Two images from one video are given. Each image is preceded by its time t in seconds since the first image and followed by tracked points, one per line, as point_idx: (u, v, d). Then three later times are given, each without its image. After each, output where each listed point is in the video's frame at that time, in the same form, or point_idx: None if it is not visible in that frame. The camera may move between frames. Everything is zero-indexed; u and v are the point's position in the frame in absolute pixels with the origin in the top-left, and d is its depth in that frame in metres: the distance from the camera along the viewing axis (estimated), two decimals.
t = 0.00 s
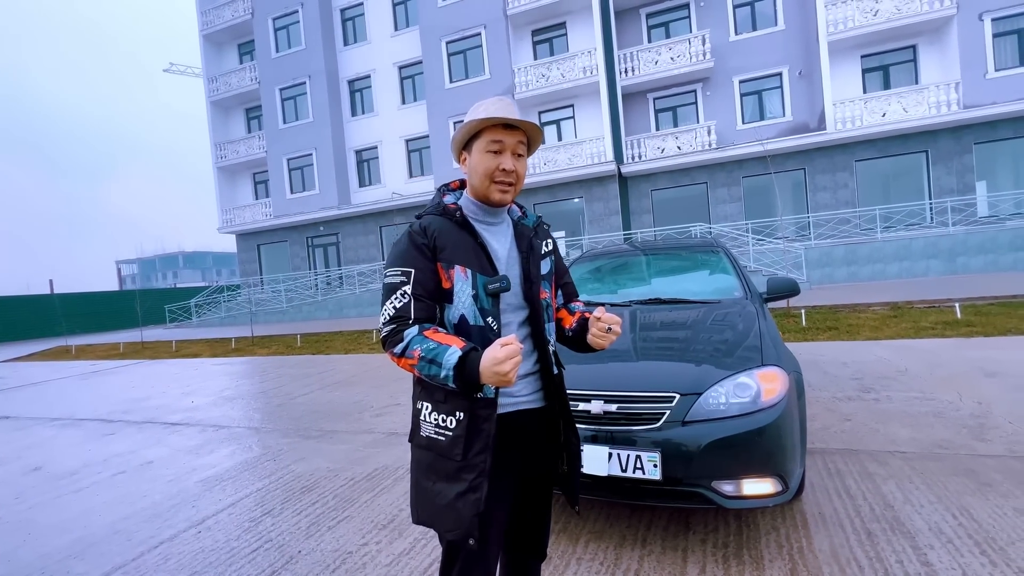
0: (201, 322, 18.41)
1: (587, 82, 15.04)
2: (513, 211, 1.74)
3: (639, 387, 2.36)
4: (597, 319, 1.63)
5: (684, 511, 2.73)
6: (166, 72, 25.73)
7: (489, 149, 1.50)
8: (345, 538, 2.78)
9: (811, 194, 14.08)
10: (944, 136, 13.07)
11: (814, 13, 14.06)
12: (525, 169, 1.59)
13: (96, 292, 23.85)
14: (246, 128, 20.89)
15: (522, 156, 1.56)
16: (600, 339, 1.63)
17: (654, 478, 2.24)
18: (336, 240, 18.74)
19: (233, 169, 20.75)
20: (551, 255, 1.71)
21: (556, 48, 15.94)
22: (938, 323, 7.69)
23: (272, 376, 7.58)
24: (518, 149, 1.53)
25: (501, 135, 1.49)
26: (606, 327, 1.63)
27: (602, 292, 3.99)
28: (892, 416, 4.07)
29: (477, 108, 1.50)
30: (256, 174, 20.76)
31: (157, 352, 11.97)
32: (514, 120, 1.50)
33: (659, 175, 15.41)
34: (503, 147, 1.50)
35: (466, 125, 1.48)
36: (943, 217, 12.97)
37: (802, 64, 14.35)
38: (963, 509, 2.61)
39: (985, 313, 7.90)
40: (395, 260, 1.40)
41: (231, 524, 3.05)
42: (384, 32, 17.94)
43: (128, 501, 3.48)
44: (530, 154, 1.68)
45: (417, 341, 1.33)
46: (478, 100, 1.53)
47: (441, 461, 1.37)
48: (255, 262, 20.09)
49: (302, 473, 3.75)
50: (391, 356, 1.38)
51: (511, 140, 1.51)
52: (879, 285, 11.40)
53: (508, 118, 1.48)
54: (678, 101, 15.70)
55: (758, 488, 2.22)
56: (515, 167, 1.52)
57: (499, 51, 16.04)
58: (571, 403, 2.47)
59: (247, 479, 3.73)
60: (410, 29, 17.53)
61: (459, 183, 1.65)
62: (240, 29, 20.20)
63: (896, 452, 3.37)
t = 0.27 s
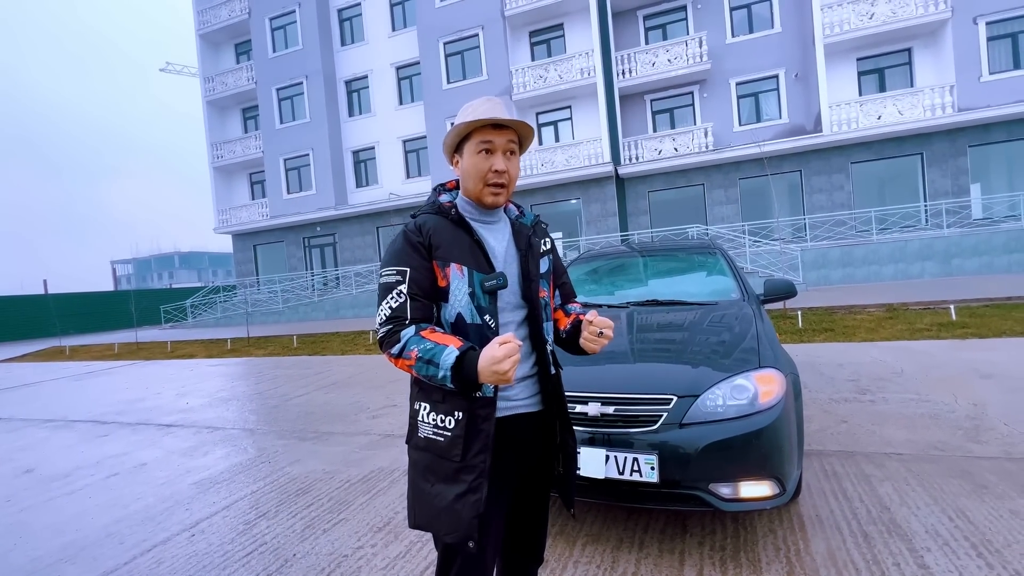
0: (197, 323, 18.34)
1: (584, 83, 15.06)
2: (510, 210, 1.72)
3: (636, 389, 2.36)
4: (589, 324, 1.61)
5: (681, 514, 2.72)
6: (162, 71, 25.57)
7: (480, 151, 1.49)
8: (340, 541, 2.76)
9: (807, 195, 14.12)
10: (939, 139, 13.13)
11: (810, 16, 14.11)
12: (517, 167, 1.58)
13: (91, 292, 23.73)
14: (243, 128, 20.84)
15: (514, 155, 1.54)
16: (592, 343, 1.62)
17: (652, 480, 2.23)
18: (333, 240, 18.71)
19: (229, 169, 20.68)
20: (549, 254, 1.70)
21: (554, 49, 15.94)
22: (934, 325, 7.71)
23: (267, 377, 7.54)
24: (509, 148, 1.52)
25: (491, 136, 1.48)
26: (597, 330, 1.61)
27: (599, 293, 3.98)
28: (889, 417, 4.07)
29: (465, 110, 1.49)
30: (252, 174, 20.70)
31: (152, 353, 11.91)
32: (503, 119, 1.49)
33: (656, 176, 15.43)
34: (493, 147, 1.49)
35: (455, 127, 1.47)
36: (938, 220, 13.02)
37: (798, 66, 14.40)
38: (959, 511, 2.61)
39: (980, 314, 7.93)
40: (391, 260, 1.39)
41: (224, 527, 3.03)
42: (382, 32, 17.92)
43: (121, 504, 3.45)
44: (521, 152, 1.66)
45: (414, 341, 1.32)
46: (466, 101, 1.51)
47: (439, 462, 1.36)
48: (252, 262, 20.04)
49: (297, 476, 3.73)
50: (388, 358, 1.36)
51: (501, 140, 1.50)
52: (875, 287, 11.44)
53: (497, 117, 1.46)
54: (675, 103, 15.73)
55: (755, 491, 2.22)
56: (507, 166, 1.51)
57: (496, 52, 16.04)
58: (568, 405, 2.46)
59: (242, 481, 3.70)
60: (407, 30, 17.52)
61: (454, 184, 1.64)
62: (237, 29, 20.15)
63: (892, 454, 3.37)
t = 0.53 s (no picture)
0: (195, 324, 18.31)
1: (583, 86, 15.06)
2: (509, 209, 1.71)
3: (635, 392, 2.33)
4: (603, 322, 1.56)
5: (680, 518, 2.70)
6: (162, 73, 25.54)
7: (472, 149, 1.48)
8: (336, 546, 2.73)
9: (806, 198, 14.12)
10: (937, 142, 13.14)
11: (809, 19, 14.12)
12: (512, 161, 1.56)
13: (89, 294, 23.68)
14: (242, 129, 20.83)
15: (507, 148, 1.53)
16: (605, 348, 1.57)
17: (651, 485, 2.20)
18: (332, 242, 18.69)
19: (228, 170, 20.66)
20: (550, 254, 1.67)
21: (553, 52, 15.95)
22: (933, 328, 7.70)
23: (265, 379, 7.50)
24: (501, 142, 1.50)
25: (481, 132, 1.47)
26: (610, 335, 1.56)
27: (598, 296, 3.96)
28: (889, 421, 4.05)
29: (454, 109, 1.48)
30: (251, 176, 20.68)
31: (150, 355, 11.88)
32: (492, 115, 1.47)
33: (655, 178, 15.43)
34: (485, 144, 1.48)
35: (445, 128, 1.47)
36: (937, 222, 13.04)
37: (797, 69, 14.41)
38: (961, 516, 2.59)
39: (979, 317, 7.92)
40: (390, 261, 1.37)
41: (219, 532, 3.00)
42: (381, 34, 17.94)
43: (115, 507, 3.42)
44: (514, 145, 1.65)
45: (415, 346, 1.29)
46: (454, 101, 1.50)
47: (441, 470, 1.34)
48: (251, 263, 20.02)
49: (293, 479, 3.71)
50: (387, 361, 1.34)
51: (492, 136, 1.48)
52: (874, 289, 11.44)
53: (485, 113, 1.45)
54: (674, 106, 15.73)
55: (756, 495, 2.20)
56: (501, 161, 1.49)
57: (496, 54, 16.05)
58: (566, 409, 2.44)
59: (238, 485, 3.68)
60: (407, 32, 17.54)
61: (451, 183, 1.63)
62: (236, 31, 20.16)
63: (893, 458, 3.35)
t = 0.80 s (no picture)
0: (196, 328, 18.30)
1: (585, 89, 15.07)
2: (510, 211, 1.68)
3: (636, 398, 2.31)
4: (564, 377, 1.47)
5: (682, 526, 2.67)
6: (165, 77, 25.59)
7: (467, 148, 1.47)
8: (335, 552, 2.70)
9: (808, 202, 14.09)
10: (939, 145, 13.11)
11: (810, 22, 14.13)
12: (508, 160, 1.55)
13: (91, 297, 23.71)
14: (245, 133, 20.89)
15: (501, 147, 1.52)
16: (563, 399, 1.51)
17: (653, 491, 2.18)
18: (334, 245, 18.70)
19: (231, 174, 20.70)
20: (551, 259, 1.65)
21: (555, 55, 15.97)
22: (936, 332, 7.65)
23: (266, 383, 7.49)
24: (496, 141, 1.49)
25: (475, 130, 1.46)
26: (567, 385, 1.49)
27: (600, 300, 3.93)
28: (893, 426, 4.02)
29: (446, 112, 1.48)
30: (254, 179, 20.72)
31: (151, 358, 11.86)
32: (484, 112, 1.47)
33: (657, 182, 15.42)
34: (480, 143, 1.47)
35: (438, 131, 1.47)
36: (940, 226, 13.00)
37: (799, 72, 14.41)
38: (967, 524, 2.55)
39: (983, 321, 7.87)
40: (386, 263, 1.35)
41: (217, 537, 2.98)
42: (383, 39, 18.00)
43: (114, 512, 3.40)
44: (510, 143, 1.63)
45: (405, 360, 1.27)
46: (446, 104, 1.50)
47: (440, 477, 1.32)
48: (252, 267, 20.03)
49: (293, 484, 3.68)
50: (377, 365, 1.32)
51: (486, 134, 1.47)
52: (876, 292, 11.39)
53: (477, 111, 1.44)
54: (676, 109, 15.73)
55: (759, 502, 2.17)
56: (496, 159, 1.48)
57: (497, 58, 16.08)
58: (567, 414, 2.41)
59: (237, 489, 3.65)
60: (408, 36, 17.58)
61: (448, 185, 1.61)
62: (239, 35, 20.24)
63: (898, 464, 3.32)
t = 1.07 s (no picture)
0: (196, 328, 18.29)
1: (585, 90, 15.06)
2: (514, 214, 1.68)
3: (637, 399, 2.30)
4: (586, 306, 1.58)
5: (683, 527, 2.66)
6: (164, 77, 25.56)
7: (476, 151, 1.45)
8: (334, 554, 2.69)
9: (808, 202, 14.08)
10: (940, 146, 13.10)
11: (811, 23, 14.11)
12: (517, 169, 1.52)
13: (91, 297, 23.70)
14: (245, 134, 20.89)
15: (513, 154, 1.49)
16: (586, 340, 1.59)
17: (654, 493, 2.17)
18: (334, 246, 18.71)
19: (230, 174, 20.69)
20: (553, 262, 1.64)
21: (555, 56, 15.96)
22: (937, 332, 7.64)
23: (266, 383, 7.48)
24: (507, 147, 1.47)
25: (487, 134, 1.44)
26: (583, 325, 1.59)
27: (600, 300, 3.92)
28: (895, 427, 4.01)
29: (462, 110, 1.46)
30: (254, 180, 20.72)
31: (151, 359, 11.85)
32: (499, 117, 1.44)
33: (657, 182, 15.41)
34: (491, 148, 1.45)
35: (451, 127, 1.45)
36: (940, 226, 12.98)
37: (799, 73, 14.40)
38: (970, 525, 2.54)
39: (984, 321, 7.86)
40: (384, 261, 1.34)
41: (217, 538, 2.97)
42: (383, 39, 17.99)
43: (113, 513, 3.38)
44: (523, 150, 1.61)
45: (399, 335, 1.27)
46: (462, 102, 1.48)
47: (429, 479, 1.31)
48: (252, 267, 20.03)
49: (293, 485, 3.67)
50: (371, 357, 1.31)
51: (499, 140, 1.45)
52: (877, 293, 11.38)
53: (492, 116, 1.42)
54: (676, 110, 15.72)
55: (761, 504, 2.16)
56: (504, 166, 1.45)
57: (498, 58, 16.07)
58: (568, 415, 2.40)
59: (237, 490, 3.64)
60: (409, 36, 17.58)
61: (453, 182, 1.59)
62: (239, 35, 20.23)
63: (900, 465, 3.31)
